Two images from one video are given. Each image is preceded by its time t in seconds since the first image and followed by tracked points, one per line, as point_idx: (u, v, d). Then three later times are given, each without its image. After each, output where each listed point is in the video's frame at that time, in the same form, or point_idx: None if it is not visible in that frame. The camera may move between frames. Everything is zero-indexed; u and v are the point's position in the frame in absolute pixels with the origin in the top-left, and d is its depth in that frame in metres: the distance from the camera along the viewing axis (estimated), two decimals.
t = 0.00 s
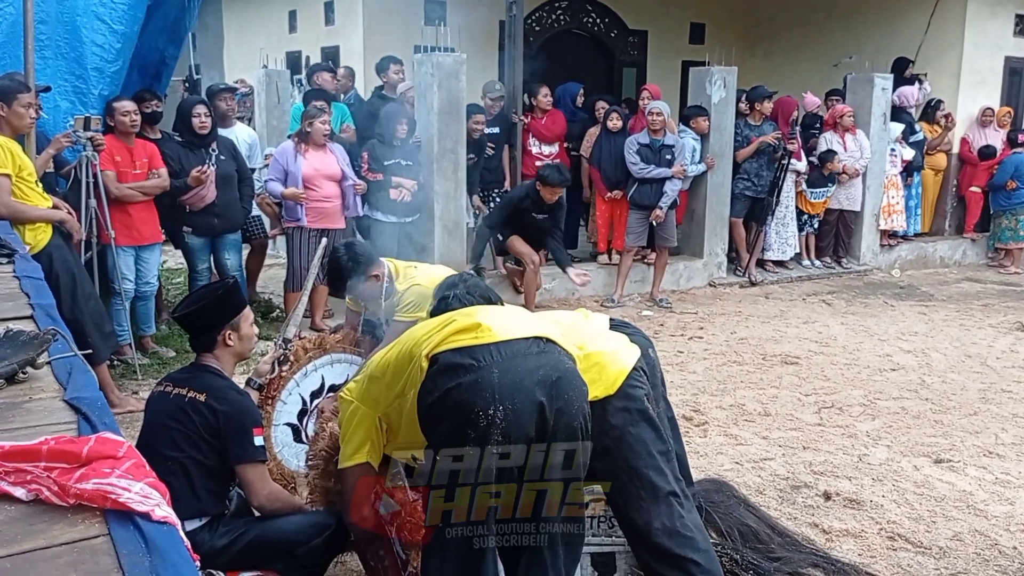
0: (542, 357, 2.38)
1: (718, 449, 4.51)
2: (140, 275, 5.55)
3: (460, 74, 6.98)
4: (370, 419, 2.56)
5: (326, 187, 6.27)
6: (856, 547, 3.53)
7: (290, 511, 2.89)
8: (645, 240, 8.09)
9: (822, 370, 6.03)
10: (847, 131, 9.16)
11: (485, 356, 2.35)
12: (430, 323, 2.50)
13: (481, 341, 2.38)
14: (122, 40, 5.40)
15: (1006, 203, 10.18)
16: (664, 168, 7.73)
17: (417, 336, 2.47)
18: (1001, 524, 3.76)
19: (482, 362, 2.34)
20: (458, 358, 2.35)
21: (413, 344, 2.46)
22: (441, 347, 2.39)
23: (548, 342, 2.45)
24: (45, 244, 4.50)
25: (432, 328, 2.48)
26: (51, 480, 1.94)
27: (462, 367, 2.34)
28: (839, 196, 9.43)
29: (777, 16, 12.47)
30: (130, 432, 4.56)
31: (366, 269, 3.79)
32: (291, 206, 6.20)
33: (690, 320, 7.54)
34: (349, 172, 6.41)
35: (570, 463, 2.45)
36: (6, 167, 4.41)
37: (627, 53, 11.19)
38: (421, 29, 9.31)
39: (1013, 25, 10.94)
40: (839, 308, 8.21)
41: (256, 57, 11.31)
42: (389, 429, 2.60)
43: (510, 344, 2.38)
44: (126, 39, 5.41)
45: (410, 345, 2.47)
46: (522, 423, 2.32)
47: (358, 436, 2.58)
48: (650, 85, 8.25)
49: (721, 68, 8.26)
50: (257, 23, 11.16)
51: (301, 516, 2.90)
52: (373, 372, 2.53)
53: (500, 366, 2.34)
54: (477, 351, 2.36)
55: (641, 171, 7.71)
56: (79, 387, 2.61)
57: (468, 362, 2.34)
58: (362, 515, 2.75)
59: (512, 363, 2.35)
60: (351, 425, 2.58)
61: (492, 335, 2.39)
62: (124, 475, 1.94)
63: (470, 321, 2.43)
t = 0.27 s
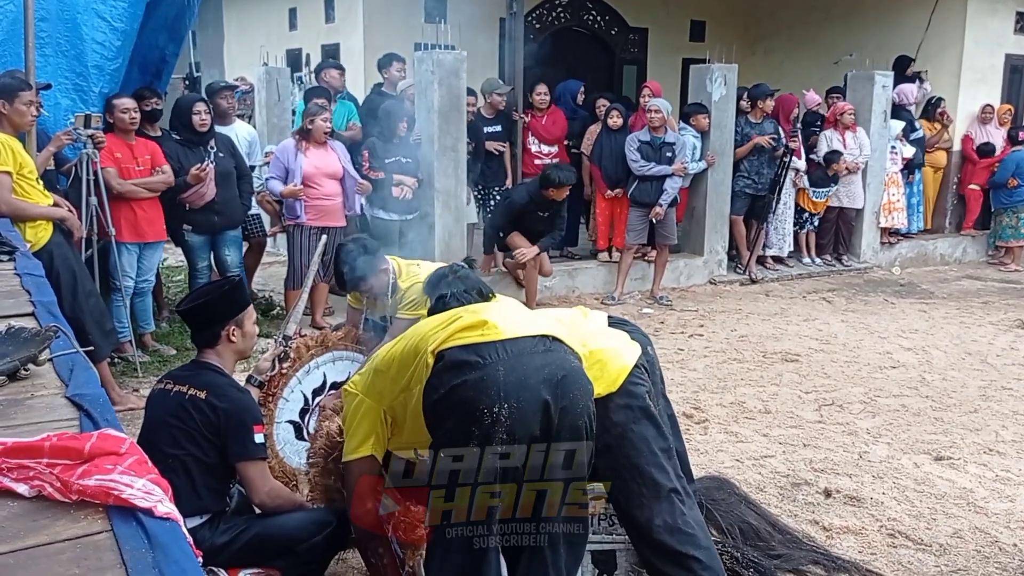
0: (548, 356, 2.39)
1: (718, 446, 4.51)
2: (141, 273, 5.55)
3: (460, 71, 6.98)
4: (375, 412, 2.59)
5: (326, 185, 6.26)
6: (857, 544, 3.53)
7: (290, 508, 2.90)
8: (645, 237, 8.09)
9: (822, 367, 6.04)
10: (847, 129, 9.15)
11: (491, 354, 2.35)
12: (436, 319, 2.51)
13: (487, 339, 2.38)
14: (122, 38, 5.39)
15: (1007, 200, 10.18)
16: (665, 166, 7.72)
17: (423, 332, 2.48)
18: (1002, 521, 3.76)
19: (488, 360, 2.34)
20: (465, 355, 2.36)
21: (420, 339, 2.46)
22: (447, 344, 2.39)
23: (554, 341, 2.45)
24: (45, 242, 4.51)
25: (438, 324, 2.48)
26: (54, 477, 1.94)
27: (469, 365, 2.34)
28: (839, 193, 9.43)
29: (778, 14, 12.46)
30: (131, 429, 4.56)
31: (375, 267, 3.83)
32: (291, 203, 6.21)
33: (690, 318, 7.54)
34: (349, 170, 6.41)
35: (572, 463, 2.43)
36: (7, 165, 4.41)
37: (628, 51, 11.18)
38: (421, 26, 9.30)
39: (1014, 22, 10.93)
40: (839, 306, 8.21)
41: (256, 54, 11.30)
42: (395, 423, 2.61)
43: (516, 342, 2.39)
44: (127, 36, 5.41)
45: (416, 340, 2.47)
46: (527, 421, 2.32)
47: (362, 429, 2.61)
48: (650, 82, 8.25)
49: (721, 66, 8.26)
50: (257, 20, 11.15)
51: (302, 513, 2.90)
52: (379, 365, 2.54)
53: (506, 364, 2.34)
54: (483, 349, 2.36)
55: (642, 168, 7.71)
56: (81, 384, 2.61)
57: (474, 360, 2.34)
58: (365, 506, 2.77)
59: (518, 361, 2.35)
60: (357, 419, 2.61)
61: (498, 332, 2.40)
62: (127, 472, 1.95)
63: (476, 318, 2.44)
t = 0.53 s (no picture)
0: (553, 358, 2.39)
1: (717, 445, 4.51)
2: (142, 272, 5.55)
3: (460, 71, 6.98)
4: (372, 409, 2.60)
5: (326, 185, 6.26)
6: (855, 543, 3.54)
7: (290, 507, 2.90)
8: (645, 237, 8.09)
9: (821, 366, 6.05)
10: (846, 128, 9.16)
11: (496, 356, 2.35)
12: (438, 318, 2.50)
13: (492, 341, 2.38)
14: (121, 37, 5.40)
15: (1008, 199, 10.18)
16: (664, 165, 7.73)
17: (425, 332, 2.47)
18: (1000, 520, 3.76)
19: (493, 362, 2.34)
20: (469, 357, 2.35)
21: (422, 339, 2.46)
22: (452, 346, 2.39)
23: (559, 343, 2.45)
24: (45, 241, 4.51)
25: (440, 324, 2.48)
26: (53, 478, 1.95)
27: (473, 367, 2.34)
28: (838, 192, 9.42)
29: (778, 13, 12.46)
30: (130, 428, 4.56)
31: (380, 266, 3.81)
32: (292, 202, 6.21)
33: (690, 317, 7.54)
34: (349, 170, 6.41)
35: (572, 464, 2.44)
36: (6, 165, 4.42)
37: (628, 50, 11.18)
38: (421, 25, 9.31)
39: (1014, 21, 10.93)
40: (838, 305, 8.21)
41: (255, 54, 11.30)
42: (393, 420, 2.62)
43: (520, 345, 2.39)
44: (126, 35, 5.41)
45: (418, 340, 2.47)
46: (531, 424, 2.33)
47: (358, 428, 2.62)
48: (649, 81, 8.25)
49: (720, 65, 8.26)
50: (257, 19, 11.15)
51: (301, 513, 2.91)
52: (379, 365, 2.55)
53: (511, 366, 2.34)
54: (488, 351, 2.36)
55: (641, 168, 7.71)
56: (81, 384, 2.61)
57: (479, 362, 2.34)
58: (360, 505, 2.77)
59: (523, 364, 2.35)
60: (353, 418, 2.62)
61: (504, 334, 2.40)
62: (126, 473, 1.95)
63: (480, 320, 2.43)
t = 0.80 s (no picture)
0: (554, 359, 2.39)
1: (713, 445, 4.51)
2: (138, 272, 5.55)
3: (457, 70, 6.98)
4: (369, 419, 2.58)
5: (327, 184, 6.29)
6: (851, 542, 3.54)
7: (286, 506, 2.90)
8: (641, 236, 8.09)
9: (817, 365, 6.05)
10: (842, 127, 9.18)
11: (499, 360, 2.34)
12: (431, 323, 2.49)
13: (493, 345, 2.37)
14: (117, 36, 5.38)
15: (1006, 198, 10.20)
16: (660, 164, 7.74)
17: (420, 337, 2.46)
18: (995, 519, 3.77)
19: (496, 366, 2.33)
20: (471, 362, 2.34)
21: (418, 346, 2.45)
22: (453, 351, 2.37)
23: (558, 344, 2.46)
24: (40, 240, 4.50)
25: (435, 330, 2.46)
26: (48, 479, 1.94)
27: (476, 371, 2.33)
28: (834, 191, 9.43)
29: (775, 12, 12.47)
30: (126, 428, 4.56)
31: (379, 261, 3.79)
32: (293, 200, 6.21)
33: (686, 316, 7.55)
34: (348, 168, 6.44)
35: (569, 464, 2.45)
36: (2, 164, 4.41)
37: (624, 49, 11.18)
38: (417, 24, 9.30)
39: (1010, 21, 10.95)
40: (834, 304, 8.22)
41: (252, 52, 11.28)
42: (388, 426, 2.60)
43: (522, 347, 2.38)
44: (123, 34, 5.39)
45: (413, 346, 2.46)
46: (536, 426, 2.33)
47: (360, 443, 2.60)
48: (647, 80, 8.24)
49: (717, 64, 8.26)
50: (254, 17, 11.14)
51: (297, 513, 2.91)
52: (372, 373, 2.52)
53: (515, 370, 2.34)
54: (490, 355, 2.35)
55: (637, 167, 7.73)
56: (76, 384, 2.61)
57: (482, 366, 2.33)
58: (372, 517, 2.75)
59: (526, 367, 2.35)
60: (353, 431, 2.59)
61: (504, 338, 2.39)
62: (120, 474, 1.95)
63: (479, 324, 2.42)
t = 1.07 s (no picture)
0: (543, 359, 2.39)
1: (709, 444, 4.51)
2: (132, 271, 5.53)
3: (453, 69, 6.98)
4: (354, 416, 2.59)
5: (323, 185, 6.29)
6: (847, 541, 3.54)
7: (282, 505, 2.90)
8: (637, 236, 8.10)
9: (813, 364, 6.06)
10: (837, 127, 9.21)
11: (487, 360, 2.34)
12: (420, 321, 2.48)
13: (482, 345, 2.37)
14: (112, 35, 5.37)
15: (1004, 196, 10.23)
16: (656, 164, 7.74)
17: (406, 335, 2.45)
18: (990, 518, 3.78)
19: (484, 366, 2.33)
20: (459, 362, 2.34)
21: (406, 344, 2.44)
22: (441, 351, 2.36)
23: (547, 344, 2.45)
24: (35, 240, 4.49)
25: (423, 328, 2.46)
26: (41, 479, 1.94)
27: (464, 371, 2.33)
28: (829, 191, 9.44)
29: (771, 11, 12.48)
30: (121, 428, 4.55)
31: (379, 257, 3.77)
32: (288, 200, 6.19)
33: (682, 316, 7.55)
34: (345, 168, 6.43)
35: (570, 463, 2.47)
36: None
37: (620, 49, 11.19)
38: (413, 23, 9.29)
39: (1004, 20, 10.98)
40: (830, 304, 8.23)
41: (247, 52, 11.26)
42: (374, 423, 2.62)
43: (510, 348, 2.38)
44: (117, 33, 5.38)
45: (401, 345, 2.45)
46: (525, 427, 2.33)
47: (344, 440, 2.61)
48: (643, 80, 8.24)
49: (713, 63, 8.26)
50: (249, 17, 11.12)
51: (292, 513, 2.90)
52: (358, 371, 2.52)
53: (503, 370, 2.33)
54: (479, 355, 2.35)
55: (634, 166, 7.72)
56: (71, 384, 2.60)
57: (470, 366, 2.33)
58: (355, 512, 2.77)
59: (515, 367, 2.34)
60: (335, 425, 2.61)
61: (491, 337, 2.39)
62: (115, 474, 1.94)
63: (467, 323, 2.42)
